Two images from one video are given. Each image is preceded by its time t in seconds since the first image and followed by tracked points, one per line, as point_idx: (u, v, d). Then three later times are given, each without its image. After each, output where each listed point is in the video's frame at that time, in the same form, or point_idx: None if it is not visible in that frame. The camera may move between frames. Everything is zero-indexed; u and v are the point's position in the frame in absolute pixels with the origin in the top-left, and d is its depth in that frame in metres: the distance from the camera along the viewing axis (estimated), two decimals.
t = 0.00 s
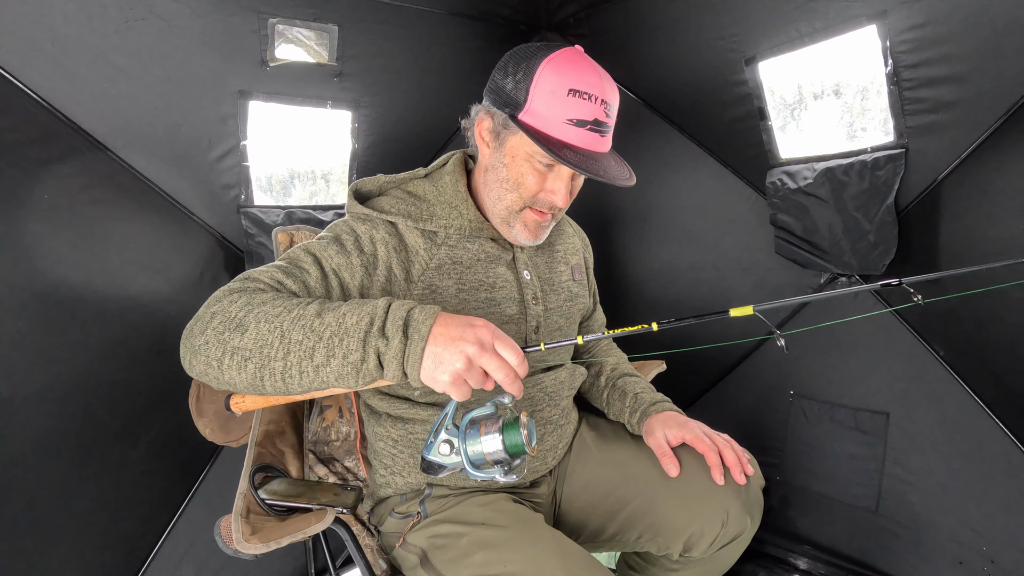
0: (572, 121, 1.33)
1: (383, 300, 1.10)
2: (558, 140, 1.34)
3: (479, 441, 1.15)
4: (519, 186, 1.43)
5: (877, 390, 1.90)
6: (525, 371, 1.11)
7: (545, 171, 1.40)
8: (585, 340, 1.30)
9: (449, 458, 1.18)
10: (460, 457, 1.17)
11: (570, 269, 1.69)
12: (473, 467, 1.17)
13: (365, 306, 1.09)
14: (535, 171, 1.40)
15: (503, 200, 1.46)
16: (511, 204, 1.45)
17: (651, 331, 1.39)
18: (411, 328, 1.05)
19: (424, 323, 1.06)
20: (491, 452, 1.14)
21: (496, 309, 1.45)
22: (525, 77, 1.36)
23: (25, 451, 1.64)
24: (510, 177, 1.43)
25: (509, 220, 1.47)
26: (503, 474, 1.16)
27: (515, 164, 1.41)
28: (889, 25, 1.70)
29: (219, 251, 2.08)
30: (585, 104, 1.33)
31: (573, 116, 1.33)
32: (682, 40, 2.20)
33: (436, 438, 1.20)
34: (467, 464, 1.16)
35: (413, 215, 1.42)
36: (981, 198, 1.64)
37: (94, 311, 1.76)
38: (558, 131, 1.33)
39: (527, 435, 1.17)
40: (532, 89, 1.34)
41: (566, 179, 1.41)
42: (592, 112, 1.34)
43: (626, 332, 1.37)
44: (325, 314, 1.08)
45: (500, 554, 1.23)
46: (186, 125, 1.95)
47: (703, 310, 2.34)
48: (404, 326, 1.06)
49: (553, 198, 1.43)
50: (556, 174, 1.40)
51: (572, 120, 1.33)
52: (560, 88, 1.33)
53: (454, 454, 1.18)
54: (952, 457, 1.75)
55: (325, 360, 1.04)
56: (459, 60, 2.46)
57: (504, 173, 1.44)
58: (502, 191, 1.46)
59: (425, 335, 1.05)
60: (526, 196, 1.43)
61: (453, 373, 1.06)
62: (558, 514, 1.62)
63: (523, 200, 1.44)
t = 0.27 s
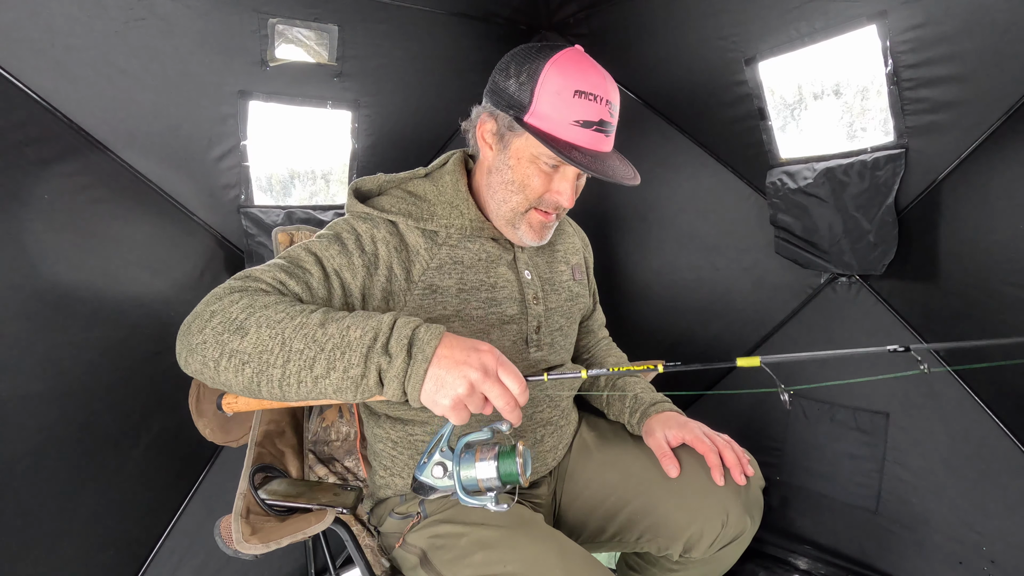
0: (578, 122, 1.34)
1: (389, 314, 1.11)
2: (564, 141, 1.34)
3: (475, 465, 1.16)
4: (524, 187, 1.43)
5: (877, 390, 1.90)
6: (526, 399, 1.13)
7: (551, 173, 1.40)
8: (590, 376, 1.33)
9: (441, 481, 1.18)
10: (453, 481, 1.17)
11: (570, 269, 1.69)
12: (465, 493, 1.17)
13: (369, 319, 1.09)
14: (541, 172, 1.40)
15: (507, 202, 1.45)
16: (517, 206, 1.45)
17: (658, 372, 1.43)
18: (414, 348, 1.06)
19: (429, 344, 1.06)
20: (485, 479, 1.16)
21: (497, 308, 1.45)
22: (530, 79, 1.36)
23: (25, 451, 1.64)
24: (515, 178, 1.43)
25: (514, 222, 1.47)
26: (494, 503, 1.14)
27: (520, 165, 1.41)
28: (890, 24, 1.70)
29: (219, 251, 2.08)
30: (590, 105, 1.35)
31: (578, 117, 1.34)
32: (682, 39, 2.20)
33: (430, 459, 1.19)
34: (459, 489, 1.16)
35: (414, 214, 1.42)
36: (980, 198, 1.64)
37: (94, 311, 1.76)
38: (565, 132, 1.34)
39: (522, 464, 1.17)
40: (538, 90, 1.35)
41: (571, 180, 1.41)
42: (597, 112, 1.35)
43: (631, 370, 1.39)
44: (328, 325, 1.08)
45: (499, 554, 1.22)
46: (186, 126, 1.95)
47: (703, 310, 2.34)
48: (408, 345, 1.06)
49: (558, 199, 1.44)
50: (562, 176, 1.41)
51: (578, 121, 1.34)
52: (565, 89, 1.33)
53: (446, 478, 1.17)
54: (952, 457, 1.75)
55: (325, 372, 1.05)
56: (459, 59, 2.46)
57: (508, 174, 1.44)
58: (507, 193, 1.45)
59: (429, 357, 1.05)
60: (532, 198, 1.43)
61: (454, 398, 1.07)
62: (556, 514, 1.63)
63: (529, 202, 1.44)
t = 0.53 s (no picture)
0: (567, 107, 1.35)
1: (384, 335, 1.09)
2: (554, 127, 1.35)
3: (443, 502, 1.11)
4: (517, 179, 1.43)
5: (877, 390, 1.90)
6: (508, 442, 1.11)
7: (543, 162, 1.41)
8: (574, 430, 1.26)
9: (409, 510, 1.16)
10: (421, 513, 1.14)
11: (570, 269, 1.69)
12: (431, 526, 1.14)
13: (364, 336, 1.07)
14: (533, 163, 1.41)
15: (501, 195, 1.46)
16: (510, 198, 1.45)
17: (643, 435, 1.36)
18: (406, 373, 1.05)
19: (422, 372, 1.05)
20: (452, 515, 1.10)
21: (495, 307, 1.45)
22: (517, 71, 1.39)
23: (25, 451, 1.64)
24: (508, 171, 1.43)
25: (508, 216, 1.47)
26: (456, 543, 1.10)
27: (512, 157, 1.42)
28: (889, 25, 1.70)
29: (219, 251, 2.08)
30: (578, 90, 1.36)
31: (566, 103, 1.35)
32: (682, 40, 2.20)
33: (401, 487, 1.18)
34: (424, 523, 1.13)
35: (413, 212, 1.42)
36: (981, 198, 1.64)
37: (94, 311, 1.76)
38: (554, 118, 1.35)
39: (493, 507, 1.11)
40: (525, 80, 1.37)
41: (564, 170, 1.41)
42: (585, 98, 1.36)
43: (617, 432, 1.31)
44: (321, 337, 1.06)
45: (500, 555, 1.22)
46: (186, 125, 1.95)
47: (703, 310, 2.34)
48: (400, 371, 1.04)
49: (552, 189, 1.44)
50: (554, 165, 1.41)
51: (566, 107, 1.35)
52: (551, 77, 1.35)
53: (414, 508, 1.15)
54: (952, 457, 1.75)
55: (312, 384, 1.03)
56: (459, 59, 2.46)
57: (501, 167, 1.44)
58: (500, 186, 1.46)
59: (419, 385, 1.04)
60: (525, 189, 1.43)
61: (437, 431, 1.05)
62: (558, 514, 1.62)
63: (522, 194, 1.44)
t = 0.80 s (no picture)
0: (556, 101, 1.36)
1: (381, 347, 1.07)
2: (544, 121, 1.36)
3: (429, 515, 1.12)
4: (510, 175, 1.44)
5: (877, 390, 1.90)
6: (498, 462, 1.09)
7: (535, 158, 1.42)
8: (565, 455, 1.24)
9: (396, 521, 1.16)
10: (406, 523, 1.15)
11: (571, 269, 1.69)
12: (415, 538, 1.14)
13: (361, 349, 1.06)
14: (525, 159, 1.42)
15: (495, 192, 1.47)
16: (504, 195, 1.46)
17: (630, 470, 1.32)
18: (402, 390, 1.03)
19: (417, 390, 1.04)
20: (438, 530, 1.10)
21: (493, 308, 1.45)
22: (508, 67, 1.41)
23: (25, 451, 1.65)
24: (501, 167, 1.45)
25: (503, 213, 1.47)
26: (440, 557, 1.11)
27: (504, 154, 1.43)
28: (889, 25, 1.70)
29: (219, 251, 2.08)
30: (568, 83, 1.36)
31: (556, 96, 1.36)
32: (682, 40, 2.20)
33: (390, 497, 1.18)
34: (409, 534, 1.13)
35: (412, 213, 1.42)
36: (981, 198, 1.64)
37: (93, 310, 1.77)
38: (543, 112, 1.36)
39: (478, 525, 1.12)
40: (515, 75, 1.38)
41: (557, 165, 1.42)
42: (576, 91, 1.37)
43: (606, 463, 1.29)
44: (318, 349, 1.04)
45: (503, 554, 1.22)
46: (186, 125, 1.95)
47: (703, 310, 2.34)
48: (396, 387, 1.03)
49: (545, 185, 1.44)
50: (546, 160, 1.42)
51: (556, 100, 1.36)
52: (541, 71, 1.37)
53: (400, 519, 1.15)
54: (952, 457, 1.75)
55: (308, 395, 1.02)
56: (459, 59, 2.45)
57: (494, 164, 1.46)
58: (494, 183, 1.47)
59: (414, 402, 1.03)
60: (518, 186, 1.44)
61: (428, 448, 1.04)
62: (559, 511, 1.60)
63: (516, 190, 1.45)
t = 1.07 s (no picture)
0: (555, 100, 1.36)
1: (373, 360, 1.07)
2: (542, 120, 1.36)
3: (417, 524, 1.12)
4: (509, 176, 1.45)
5: (877, 390, 1.90)
6: (485, 477, 1.10)
7: (533, 159, 1.42)
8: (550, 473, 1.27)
9: (381, 530, 1.14)
10: (391, 533, 1.13)
11: (570, 270, 1.69)
12: (400, 548, 1.13)
13: (354, 360, 1.05)
14: (524, 160, 1.42)
15: (494, 194, 1.47)
16: (503, 196, 1.46)
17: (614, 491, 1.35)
18: (393, 404, 1.04)
19: (406, 404, 1.04)
20: (423, 540, 1.10)
21: (491, 311, 1.45)
22: (507, 67, 1.41)
23: (25, 450, 1.65)
24: (500, 168, 1.45)
25: (502, 214, 1.48)
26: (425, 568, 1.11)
27: (503, 155, 1.44)
28: (889, 24, 1.70)
29: (219, 251, 2.08)
30: (567, 82, 1.37)
31: (554, 96, 1.37)
32: (681, 40, 2.20)
33: (378, 504, 1.16)
34: (395, 543, 1.12)
35: (410, 214, 1.42)
36: (980, 198, 1.64)
37: (93, 310, 1.77)
38: (541, 111, 1.36)
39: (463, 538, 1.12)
40: (514, 75, 1.38)
41: (555, 165, 1.43)
42: (574, 90, 1.37)
43: (590, 485, 1.32)
44: (311, 358, 1.04)
45: (504, 555, 1.23)
46: (186, 125, 1.95)
47: (703, 310, 2.34)
48: (386, 400, 1.04)
49: (543, 186, 1.45)
50: (544, 161, 1.42)
51: (554, 100, 1.36)
52: (539, 70, 1.37)
53: (385, 529, 1.13)
54: (952, 457, 1.75)
55: (300, 404, 1.02)
56: (460, 59, 2.46)
57: (493, 166, 1.46)
58: (493, 184, 1.47)
59: (403, 416, 1.03)
60: (517, 187, 1.45)
61: (416, 462, 1.04)
62: (559, 511, 1.60)
63: (514, 191, 1.45)
